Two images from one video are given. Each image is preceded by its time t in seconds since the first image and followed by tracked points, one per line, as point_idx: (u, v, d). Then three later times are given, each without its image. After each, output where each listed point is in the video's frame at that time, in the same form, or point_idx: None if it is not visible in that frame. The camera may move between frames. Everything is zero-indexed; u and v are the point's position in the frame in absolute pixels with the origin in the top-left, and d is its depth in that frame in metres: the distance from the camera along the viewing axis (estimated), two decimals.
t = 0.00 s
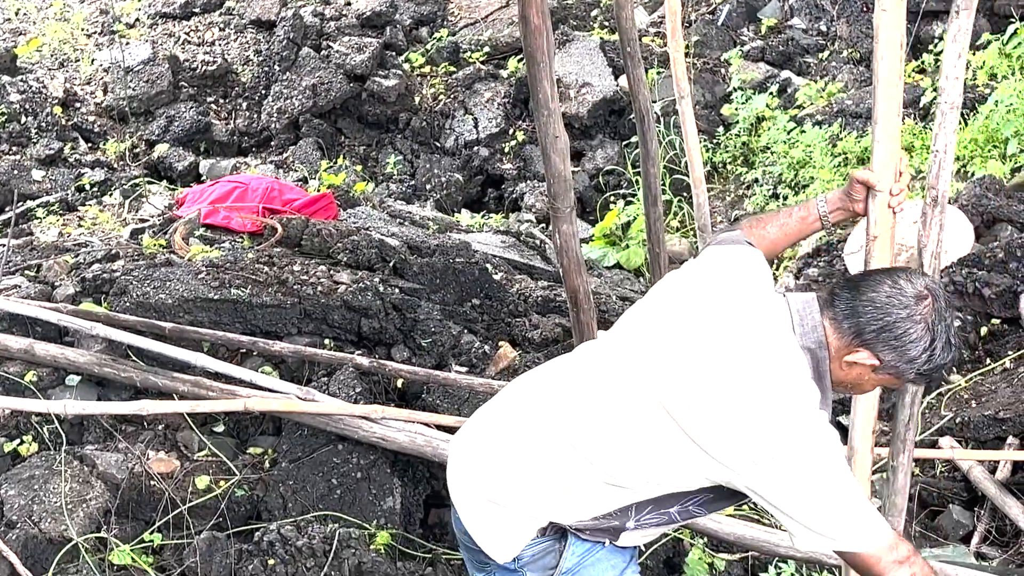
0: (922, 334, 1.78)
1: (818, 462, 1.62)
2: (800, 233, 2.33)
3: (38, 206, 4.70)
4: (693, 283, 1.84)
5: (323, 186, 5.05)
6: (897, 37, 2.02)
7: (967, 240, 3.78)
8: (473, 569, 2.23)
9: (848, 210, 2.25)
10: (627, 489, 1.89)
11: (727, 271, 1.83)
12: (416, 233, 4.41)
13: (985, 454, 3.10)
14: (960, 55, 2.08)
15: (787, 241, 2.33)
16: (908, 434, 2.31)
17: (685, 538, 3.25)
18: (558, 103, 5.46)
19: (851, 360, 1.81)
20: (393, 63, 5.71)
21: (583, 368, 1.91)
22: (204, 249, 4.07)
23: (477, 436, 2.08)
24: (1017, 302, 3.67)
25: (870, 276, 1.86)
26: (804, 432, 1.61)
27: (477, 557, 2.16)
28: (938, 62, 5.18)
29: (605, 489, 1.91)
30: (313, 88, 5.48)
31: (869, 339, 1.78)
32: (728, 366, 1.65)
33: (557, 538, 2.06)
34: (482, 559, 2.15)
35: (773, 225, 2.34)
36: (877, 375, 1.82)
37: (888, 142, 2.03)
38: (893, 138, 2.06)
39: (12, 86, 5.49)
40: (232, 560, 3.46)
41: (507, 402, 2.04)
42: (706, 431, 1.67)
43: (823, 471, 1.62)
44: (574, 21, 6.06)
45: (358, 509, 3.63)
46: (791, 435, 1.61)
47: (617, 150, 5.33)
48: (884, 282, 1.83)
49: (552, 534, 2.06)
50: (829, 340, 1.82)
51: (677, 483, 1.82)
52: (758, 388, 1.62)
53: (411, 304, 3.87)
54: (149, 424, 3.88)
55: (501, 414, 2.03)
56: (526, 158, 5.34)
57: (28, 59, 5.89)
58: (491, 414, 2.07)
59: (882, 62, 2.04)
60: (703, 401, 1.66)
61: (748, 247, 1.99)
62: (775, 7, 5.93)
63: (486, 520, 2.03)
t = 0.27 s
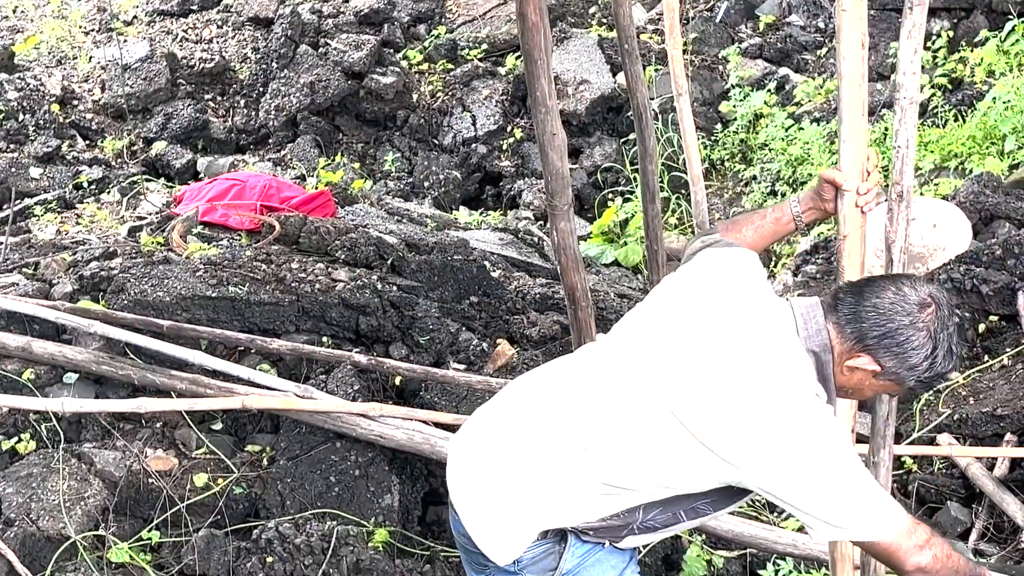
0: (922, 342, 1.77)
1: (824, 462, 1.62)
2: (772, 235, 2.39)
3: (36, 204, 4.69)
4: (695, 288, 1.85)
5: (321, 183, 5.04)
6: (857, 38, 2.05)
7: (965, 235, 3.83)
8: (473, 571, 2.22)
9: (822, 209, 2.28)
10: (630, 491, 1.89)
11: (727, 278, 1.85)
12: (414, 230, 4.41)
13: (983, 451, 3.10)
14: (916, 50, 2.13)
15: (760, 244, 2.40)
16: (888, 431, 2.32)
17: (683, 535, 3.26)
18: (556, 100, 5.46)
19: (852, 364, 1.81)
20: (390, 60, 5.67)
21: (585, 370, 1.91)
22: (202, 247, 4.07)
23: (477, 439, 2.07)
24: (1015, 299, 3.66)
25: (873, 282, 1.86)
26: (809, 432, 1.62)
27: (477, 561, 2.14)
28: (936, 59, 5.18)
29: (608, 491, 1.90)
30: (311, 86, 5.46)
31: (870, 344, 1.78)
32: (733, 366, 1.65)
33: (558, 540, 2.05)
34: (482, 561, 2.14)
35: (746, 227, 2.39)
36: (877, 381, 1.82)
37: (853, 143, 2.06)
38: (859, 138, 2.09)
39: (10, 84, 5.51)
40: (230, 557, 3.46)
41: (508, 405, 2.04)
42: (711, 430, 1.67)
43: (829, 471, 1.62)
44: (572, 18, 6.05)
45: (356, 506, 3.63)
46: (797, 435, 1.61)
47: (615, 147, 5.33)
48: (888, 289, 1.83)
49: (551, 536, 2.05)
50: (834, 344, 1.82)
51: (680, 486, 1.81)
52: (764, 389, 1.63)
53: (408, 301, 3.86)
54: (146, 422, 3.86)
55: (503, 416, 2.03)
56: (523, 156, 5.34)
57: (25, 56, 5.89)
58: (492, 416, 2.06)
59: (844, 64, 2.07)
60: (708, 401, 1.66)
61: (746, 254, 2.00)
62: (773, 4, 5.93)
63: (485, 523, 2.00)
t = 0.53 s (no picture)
0: (927, 350, 1.78)
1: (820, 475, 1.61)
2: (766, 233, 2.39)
3: (35, 203, 4.70)
4: (696, 292, 1.84)
5: (320, 181, 5.04)
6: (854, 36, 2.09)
7: (964, 233, 3.83)
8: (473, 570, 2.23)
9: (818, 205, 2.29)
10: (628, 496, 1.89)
11: (736, 289, 1.81)
12: (413, 229, 4.41)
13: (982, 449, 3.10)
14: (911, 50, 2.18)
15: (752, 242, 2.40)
16: (883, 430, 2.35)
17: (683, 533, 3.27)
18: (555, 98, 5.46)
19: (858, 372, 1.82)
20: (389, 58, 5.67)
21: (584, 374, 1.90)
22: (201, 246, 4.07)
23: (478, 440, 2.07)
24: (1013, 298, 3.65)
25: (878, 289, 1.88)
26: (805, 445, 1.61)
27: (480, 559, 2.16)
28: (935, 58, 5.18)
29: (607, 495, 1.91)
30: (309, 84, 5.48)
31: (875, 353, 1.79)
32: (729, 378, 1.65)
33: (556, 541, 2.07)
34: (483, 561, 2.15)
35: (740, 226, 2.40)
36: (881, 388, 1.83)
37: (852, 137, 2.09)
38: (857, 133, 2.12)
39: (10, 82, 5.51)
40: (230, 556, 3.47)
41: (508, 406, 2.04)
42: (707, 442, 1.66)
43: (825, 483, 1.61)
44: (571, 16, 6.05)
45: (355, 504, 3.63)
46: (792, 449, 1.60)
47: (614, 145, 5.33)
48: (893, 298, 1.83)
49: (548, 537, 2.06)
50: (839, 352, 1.82)
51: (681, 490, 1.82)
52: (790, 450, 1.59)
53: (407, 300, 3.85)
54: (146, 420, 3.86)
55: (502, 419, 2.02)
56: (523, 154, 5.32)
57: (24, 55, 5.89)
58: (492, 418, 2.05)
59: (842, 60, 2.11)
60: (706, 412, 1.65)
61: (747, 255, 1.99)
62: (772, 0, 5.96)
63: (490, 523, 2.02)
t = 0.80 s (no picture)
0: (943, 375, 1.73)
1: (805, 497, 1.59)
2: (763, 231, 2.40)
3: (35, 202, 4.70)
4: (712, 302, 1.85)
5: (320, 181, 5.04)
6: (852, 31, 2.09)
7: (965, 233, 3.90)
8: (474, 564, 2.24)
9: (817, 199, 2.29)
10: (626, 501, 1.89)
11: (756, 306, 1.81)
12: (413, 228, 4.41)
13: (983, 447, 3.09)
14: (909, 51, 2.19)
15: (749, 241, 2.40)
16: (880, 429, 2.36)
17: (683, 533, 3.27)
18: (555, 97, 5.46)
19: (872, 394, 1.78)
20: (390, 57, 5.69)
21: (593, 374, 1.90)
22: (201, 246, 4.07)
23: (482, 431, 2.08)
24: (1014, 296, 3.65)
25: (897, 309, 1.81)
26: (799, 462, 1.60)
27: (477, 551, 2.16)
28: (935, 56, 5.18)
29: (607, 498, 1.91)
30: (310, 83, 5.48)
31: (890, 377, 1.74)
32: (735, 386, 1.65)
33: (559, 539, 2.05)
34: (484, 556, 2.15)
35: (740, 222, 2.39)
36: (896, 410, 1.79)
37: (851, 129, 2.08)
38: (857, 124, 2.12)
39: (10, 82, 5.49)
40: (230, 556, 3.47)
41: (516, 399, 2.05)
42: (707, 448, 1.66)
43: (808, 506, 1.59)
44: (571, 15, 6.05)
45: (355, 504, 3.63)
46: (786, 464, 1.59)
47: (614, 145, 5.33)
48: (910, 320, 1.77)
49: (550, 536, 2.05)
50: (852, 373, 1.79)
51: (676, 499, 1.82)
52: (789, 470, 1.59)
53: (407, 299, 3.85)
54: (146, 420, 3.86)
55: (508, 413, 2.03)
56: (523, 154, 5.32)
57: (25, 55, 5.89)
58: (499, 410, 2.07)
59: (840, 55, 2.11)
60: (710, 418, 1.66)
61: (763, 269, 1.99)
62: None
63: (487, 513, 2.03)
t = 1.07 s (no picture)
0: (945, 383, 1.74)
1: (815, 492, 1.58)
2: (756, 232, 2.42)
3: (36, 203, 4.70)
4: (710, 297, 1.84)
5: (321, 181, 5.04)
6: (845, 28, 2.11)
7: (965, 232, 3.78)
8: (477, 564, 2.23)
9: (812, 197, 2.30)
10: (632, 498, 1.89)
11: (755, 306, 1.80)
12: (414, 228, 4.41)
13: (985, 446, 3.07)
14: (910, 48, 2.18)
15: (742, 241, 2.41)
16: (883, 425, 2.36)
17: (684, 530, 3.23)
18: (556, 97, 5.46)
19: (872, 399, 1.79)
20: (390, 57, 5.70)
21: (592, 374, 1.90)
22: (202, 246, 4.07)
23: (483, 435, 2.07)
24: (1015, 295, 3.64)
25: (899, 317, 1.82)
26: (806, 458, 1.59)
27: (484, 553, 2.15)
28: (936, 56, 5.17)
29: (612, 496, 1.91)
30: (311, 84, 5.48)
31: (893, 385, 1.74)
32: (737, 384, 1.65)
33: (562, 536, 2.03)
34: (489, 556, 2.14)
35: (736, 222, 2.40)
36: (895, 416, 1.79)
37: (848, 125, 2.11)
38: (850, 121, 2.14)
39: (10, 83, 5.49)
40: (231, 556, 3.47)
41: (515, 402, 2.04)
42: (710, 447, 1.66)
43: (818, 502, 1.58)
44: (572, 15, 6.05)
45: (356, 504, 3.63)
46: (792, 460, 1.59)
47: (615, 144, 5.33)
48: (913, 327, 1.79)
49: (552, 532, 2.03)
50: (854, 379, 1.79)
51: (683, 498, 1.81)
52: (791, 478, 1.58)
53: (408, 299, 3.85)
54: (147, 420, 3.86)
55: (508, 415, 2.03)
56: (523, 153, 5.32)
57: (25, 55, 5.89)
58: (499, 413, 2.06)
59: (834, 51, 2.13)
60: (712, 416, 1.66)
61: (764, 263, 1.98)
62: None
63: (493, 518, 2.02)
